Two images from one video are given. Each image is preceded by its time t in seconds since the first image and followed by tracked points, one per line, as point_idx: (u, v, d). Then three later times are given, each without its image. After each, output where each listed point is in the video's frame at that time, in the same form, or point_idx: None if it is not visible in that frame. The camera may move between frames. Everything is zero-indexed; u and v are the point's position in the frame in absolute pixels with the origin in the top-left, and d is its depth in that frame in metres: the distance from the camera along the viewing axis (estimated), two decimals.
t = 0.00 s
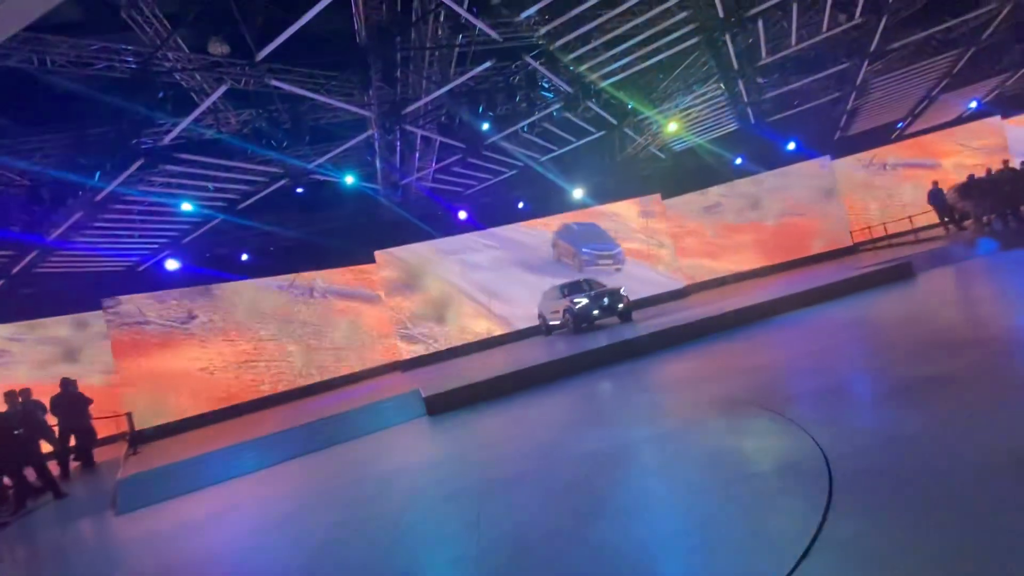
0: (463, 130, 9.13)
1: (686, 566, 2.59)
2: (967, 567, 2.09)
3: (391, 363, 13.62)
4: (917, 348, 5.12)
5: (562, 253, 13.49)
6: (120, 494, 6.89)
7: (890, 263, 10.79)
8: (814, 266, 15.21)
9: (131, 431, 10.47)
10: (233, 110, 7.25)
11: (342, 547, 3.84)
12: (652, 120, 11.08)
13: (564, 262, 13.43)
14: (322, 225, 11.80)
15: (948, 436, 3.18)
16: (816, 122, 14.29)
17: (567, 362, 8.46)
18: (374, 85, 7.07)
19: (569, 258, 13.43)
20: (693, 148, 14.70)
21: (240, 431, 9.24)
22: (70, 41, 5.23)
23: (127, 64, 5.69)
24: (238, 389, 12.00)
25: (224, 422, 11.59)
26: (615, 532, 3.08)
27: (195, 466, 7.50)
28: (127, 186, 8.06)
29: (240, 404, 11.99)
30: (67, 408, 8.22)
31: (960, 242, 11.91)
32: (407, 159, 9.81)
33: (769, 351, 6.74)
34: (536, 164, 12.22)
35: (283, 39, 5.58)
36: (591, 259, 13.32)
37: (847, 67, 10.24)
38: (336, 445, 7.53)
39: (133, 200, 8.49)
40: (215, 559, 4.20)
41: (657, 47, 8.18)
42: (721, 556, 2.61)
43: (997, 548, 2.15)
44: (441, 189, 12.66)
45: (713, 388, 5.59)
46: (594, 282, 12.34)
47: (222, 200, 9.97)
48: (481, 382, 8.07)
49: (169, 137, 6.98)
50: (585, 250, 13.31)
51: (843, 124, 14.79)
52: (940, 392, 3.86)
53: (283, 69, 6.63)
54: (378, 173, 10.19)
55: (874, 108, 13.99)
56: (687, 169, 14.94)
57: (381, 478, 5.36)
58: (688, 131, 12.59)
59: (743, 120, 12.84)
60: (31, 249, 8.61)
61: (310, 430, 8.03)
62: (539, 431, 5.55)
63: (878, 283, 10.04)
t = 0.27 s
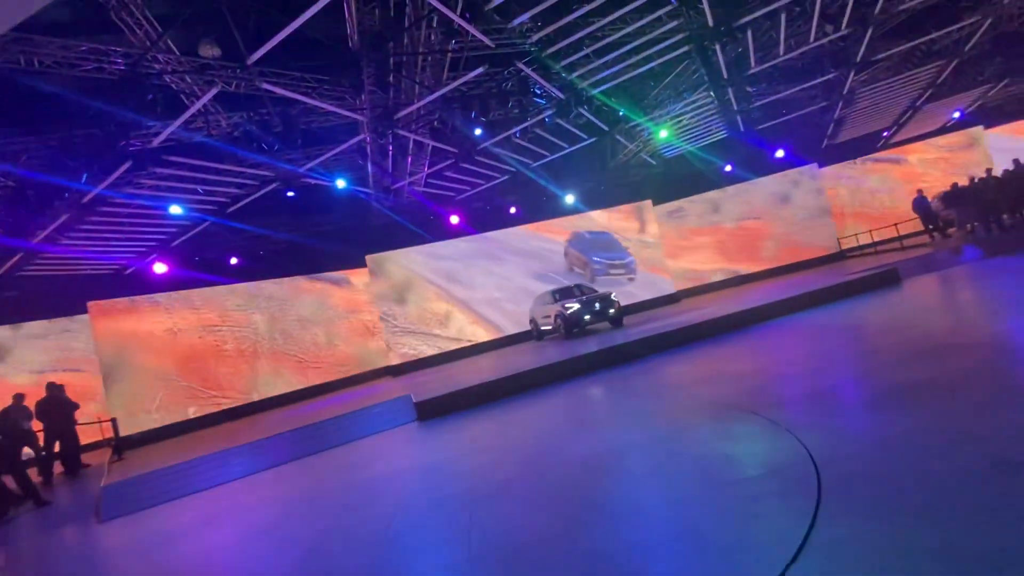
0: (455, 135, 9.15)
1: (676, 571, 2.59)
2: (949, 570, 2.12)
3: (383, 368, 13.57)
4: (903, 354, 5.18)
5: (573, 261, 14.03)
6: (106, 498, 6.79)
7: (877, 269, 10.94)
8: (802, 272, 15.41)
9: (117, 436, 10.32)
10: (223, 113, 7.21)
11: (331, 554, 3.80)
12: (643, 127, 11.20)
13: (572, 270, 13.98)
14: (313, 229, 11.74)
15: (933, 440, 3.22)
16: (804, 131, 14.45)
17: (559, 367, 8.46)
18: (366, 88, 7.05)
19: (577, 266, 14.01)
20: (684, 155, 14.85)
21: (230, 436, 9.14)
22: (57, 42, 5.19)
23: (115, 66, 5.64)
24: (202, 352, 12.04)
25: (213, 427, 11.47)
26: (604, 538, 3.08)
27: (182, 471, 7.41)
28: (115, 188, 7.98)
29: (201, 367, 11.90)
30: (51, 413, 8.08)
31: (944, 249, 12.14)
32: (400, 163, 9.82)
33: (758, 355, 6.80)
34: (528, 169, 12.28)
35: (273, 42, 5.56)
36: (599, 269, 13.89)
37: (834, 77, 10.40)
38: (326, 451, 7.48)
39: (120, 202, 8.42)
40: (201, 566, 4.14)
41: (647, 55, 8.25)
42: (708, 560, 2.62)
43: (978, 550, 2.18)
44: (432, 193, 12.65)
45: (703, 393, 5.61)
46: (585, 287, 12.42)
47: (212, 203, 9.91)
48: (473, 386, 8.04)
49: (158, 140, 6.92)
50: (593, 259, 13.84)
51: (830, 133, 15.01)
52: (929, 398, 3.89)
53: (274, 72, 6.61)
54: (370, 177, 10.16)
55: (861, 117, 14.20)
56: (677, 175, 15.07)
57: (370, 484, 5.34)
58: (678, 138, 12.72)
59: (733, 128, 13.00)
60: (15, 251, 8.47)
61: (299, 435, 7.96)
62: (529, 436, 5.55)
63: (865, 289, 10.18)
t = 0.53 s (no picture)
0: (444, 140, 9.16)
1: None
2: (931, 570, 2.15)
3: (369, 373, 13.47)
4: (884, 359, 5.28)
5: (575, 272, 14.14)
6: (82, 508, 6.61)
7: (858, 276, 11.18)
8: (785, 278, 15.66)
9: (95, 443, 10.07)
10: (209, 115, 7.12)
11: (314, 563, 3.74)
12: (631, 134, 11.32)
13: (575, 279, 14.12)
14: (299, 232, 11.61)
15: (913, 443, 3.28)
16: (788, 140, 14.73)
17: (546, 371, 8.47)
18: (354, 92, 7.03)
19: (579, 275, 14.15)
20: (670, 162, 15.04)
21: (212, 443, 8.98)
22: (39, 40, 5.08)
23: (99, 66, 5.54)
24: (159, 322, 11.75)
25: (195, 434, 11.27)
26: (591, 544, 3.07)
27: (162, 479, 7.24)
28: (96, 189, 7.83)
29: (158, 335, 11.63)
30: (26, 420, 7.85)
31: (921, 257, 12.44)
32: (387, 167, 9.79)
33: (742, 360, 6.90)
34: (516, 175, 12.33)
35: (261, 44, 5.51)
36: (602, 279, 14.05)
37: (816, 87, 10.61)
38: (310, 458, 7.38)
39: (101, 204, 8.25)
40: None
41: (634, 63, 8.35)
42: (695, 565, 2.63)
43: (957, 549, 2.22)
44: (421, 198, 12.63)
45: (689, 397, 5.66)
46: (573, 292, 12.49)
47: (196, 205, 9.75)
48: (460, 392, 8.02)
49: (141, 141, 6.81)
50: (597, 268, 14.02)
51: (813, 142, 15.30)
52: (907, 401, 3.98)
53: (261, 74, 6.55)
54: (357, 181, 10.11)
55: (842, 126, 14.51)
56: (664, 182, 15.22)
57: (355, 490, 5.27)
58: (664, 145, 12.87)
59: (719, 136, 13.19)
60: None
61: (283, 441, 7.84)
62: (516, 442, 5.53)
63: (846, 295, 10.39)
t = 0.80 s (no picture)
0: (435, 143, 9.15)
1: None
2: (918, 572, 2.17)
3: (359, 378, 13.35)
4: (871, 364, 5.34)
5: (575, 282, 13.89)
6: (63, 515, 6.47)
7: (844, 281, 11.31)
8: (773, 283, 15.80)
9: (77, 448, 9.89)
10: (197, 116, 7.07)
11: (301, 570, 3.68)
12: (622, 140, 11.39)
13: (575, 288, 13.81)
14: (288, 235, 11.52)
15: (899, 447, 3.32)
16: (776, 147, 14.93)
17: (537, 376, 8.46)
18: (346, 95, 7.01)
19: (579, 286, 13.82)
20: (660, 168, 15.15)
21: (198, 448, 8.85)
22: (24, 39, 5.04)
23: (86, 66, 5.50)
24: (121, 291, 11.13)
25: (180, 439, 11.09)
26: (581, 549, 3.06)
27: (146, 485, 7.12)
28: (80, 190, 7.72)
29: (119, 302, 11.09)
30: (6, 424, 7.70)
31: (906, 264, 12.64)
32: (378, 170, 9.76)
33: (731, 365, 6.94)
34: (508, 179, 12.35)
35: (251, 46, 5.49)
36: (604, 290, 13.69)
37: (803, 96, 10.78)
38: (298, 463, 7.29)
39: (86, 205, 8.13)
40: None
41: (625, 70, 8.41)
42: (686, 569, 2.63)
43: (943, 551, 2.25)
44: (412, 201, 12.60)
45: (679, 402, 5.68)
46: (564, 296, 12.50)
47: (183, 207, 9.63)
48: (450, 396, 7.97)
49: (128, 141, 6.74)
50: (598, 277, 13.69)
51: (800, 149, 15.50)
52: (894, 406, 4.03)
53: (252, 76, 6.52)
54: (348, 184, 10.05)
55: (829, 135, 14.74)
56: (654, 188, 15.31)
57: (342, 496, 5.20)
58: (655, 151, 12.96)
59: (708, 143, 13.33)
60: None
61: (270, 447, 7.74)
62: (507, 446, 5.51)
63: (833, 301, 10.51)
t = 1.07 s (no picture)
0: (425, 148, 9.15)
1: None
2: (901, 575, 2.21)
3: (346, 383, 13.24)
4: (854, 370, 5.42)
5: (568, 291, 14.00)
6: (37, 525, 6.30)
7: (828, 288, 11.51)
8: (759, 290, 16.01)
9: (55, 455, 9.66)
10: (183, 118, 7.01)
11: None
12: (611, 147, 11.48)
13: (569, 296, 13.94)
14: (275, 238, 11.40)
15: (882, 451, 3.37)
16: (762, 155, 15.17)
17: (525, 381, 8.46)
18: (335, 98, 6.99)
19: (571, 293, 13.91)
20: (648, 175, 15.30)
21: (180, 455, 8.69)
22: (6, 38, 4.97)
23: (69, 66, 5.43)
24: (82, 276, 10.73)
25: (162, 446, 10.89)
26: (570, 556, 3.05)
27: (125, 493, 6.96)
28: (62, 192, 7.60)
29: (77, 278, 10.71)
30: None
31: (887, 271, 12.91)
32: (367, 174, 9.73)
33: (718, 370, 7.02)
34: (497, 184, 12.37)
35: (239, 49, 5.46)
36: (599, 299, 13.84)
37: (787, 106, 10.97)
38: (282, 469, 7.18)
39: (67, 206, 7.99)
40: None
41: (614, 78, 8.51)
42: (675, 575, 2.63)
43: (923, 554, 2.29)
44: (401, 205, 12.56)
45: (667, 407, 5.72)
46: (553, 302, 12.56)
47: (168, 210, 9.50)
48: (439, 402, 7.93)
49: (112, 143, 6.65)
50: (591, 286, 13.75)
51: (785, 158, 15.76)
52: (875, 411, 4.10)
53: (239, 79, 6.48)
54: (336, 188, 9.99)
55: (813, 144, 15.02)
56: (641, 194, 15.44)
57: (328, 503, 5.13)
58: (643, 158, 13.09)
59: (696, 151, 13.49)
60: None
61: (255, 454, 7.62)
62: (496, 452, 5.48)
63: (817, 307, 10.69)
